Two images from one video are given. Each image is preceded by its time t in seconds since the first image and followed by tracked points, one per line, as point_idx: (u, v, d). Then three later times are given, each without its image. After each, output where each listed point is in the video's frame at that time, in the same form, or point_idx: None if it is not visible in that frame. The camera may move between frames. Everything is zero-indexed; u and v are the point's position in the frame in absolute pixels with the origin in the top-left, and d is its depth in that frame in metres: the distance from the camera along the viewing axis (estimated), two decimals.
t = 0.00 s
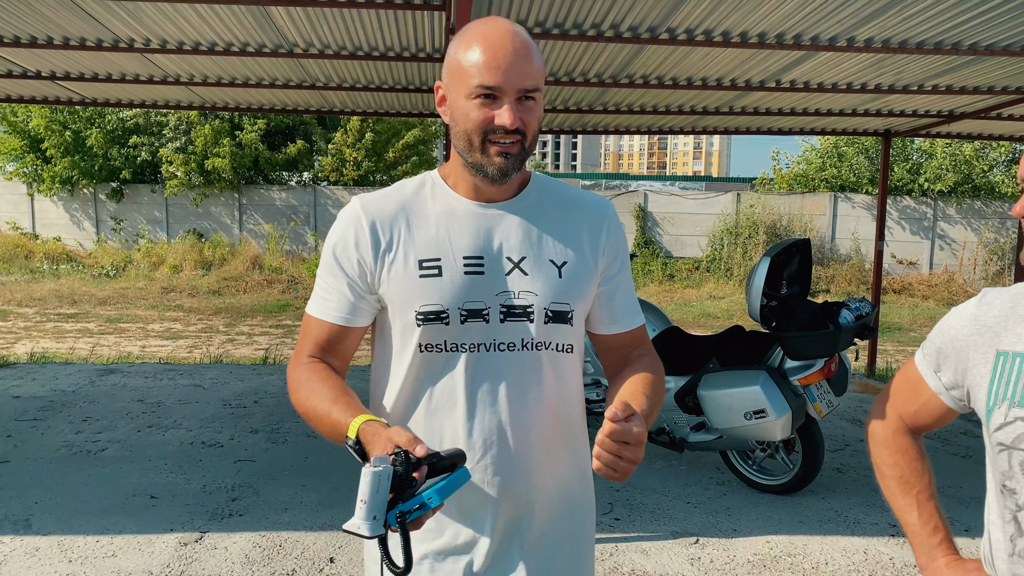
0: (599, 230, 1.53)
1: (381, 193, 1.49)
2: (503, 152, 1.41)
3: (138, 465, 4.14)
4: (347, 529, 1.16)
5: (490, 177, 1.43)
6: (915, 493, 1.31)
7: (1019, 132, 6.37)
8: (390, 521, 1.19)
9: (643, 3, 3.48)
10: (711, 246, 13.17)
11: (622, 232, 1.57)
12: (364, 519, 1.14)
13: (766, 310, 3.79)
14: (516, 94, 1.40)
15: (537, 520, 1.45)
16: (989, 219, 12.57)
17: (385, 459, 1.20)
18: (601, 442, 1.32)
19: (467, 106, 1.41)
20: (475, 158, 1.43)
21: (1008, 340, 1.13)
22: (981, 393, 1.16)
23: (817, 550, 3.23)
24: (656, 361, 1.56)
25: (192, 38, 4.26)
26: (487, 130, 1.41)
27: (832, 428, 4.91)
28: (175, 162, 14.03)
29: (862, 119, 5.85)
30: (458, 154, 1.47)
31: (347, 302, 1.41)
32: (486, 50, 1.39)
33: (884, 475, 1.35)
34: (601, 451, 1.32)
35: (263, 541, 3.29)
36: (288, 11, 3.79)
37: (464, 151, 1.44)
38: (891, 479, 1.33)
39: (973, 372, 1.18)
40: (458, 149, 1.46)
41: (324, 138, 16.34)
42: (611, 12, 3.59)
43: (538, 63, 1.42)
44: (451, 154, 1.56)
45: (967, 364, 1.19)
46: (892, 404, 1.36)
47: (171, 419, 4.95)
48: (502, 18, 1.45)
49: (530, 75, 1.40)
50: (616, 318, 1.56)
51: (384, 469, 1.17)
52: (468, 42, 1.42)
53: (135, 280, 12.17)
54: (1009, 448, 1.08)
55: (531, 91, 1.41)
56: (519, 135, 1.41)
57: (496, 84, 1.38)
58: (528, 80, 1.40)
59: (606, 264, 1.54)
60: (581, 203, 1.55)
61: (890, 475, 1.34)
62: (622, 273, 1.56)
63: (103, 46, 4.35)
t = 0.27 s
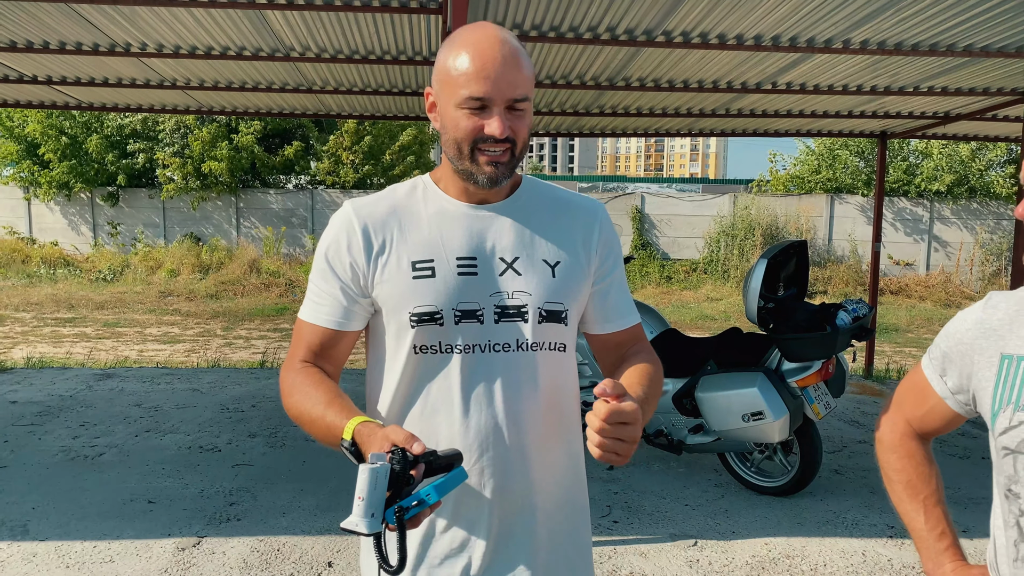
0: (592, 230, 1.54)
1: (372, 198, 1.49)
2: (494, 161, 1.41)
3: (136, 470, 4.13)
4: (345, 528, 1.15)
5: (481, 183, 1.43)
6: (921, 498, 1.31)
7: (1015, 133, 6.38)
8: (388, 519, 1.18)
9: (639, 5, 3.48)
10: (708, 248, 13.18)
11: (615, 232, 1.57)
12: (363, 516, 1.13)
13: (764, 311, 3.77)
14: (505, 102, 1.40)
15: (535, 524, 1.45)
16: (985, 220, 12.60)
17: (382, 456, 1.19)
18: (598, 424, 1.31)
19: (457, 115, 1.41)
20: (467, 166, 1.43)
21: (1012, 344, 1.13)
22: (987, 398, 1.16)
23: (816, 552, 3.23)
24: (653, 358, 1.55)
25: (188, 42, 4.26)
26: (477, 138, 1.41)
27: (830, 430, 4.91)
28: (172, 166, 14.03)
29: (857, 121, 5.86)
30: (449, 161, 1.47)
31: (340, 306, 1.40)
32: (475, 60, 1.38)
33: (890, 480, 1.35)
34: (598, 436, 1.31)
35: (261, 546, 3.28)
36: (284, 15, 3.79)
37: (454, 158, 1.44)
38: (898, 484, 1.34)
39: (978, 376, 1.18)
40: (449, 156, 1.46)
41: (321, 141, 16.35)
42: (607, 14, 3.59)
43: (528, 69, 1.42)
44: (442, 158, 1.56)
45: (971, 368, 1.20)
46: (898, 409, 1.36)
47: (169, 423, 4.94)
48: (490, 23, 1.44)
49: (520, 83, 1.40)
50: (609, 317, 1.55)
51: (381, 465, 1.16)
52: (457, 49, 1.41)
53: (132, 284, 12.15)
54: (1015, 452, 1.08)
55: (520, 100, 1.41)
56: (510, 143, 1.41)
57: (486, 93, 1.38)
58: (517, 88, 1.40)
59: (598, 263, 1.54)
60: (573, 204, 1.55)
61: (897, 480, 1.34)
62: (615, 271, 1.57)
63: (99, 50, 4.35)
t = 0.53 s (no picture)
0: (584, 233, 1.53)
1: (362, 205, 1.47)
2: (484, 157, 1.40)
3: (131, 477, 4.10)
4: (341, 544, 1.11)
5: (471, 183, 1.42)
6: (928, 508, 1.29)
7: (1009, 135, 6.40)
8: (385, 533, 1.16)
9: (635, 9, 3.47)
10: (704, 251, 13.19)
11: (607, 236, 1.57)
12: (360, 532, 1.10)
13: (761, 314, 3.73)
14: (494, 100, 1.38)
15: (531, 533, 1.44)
16: (981, 221, 12.62)
17: (378, 469, 1.16)
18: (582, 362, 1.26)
19: (445, 112, 1.39)
20: (457, 165, 1.41)
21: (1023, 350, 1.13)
22: (996, 405, 1.15)
23: (815, 556, 3.22)
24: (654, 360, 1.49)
25: (183, 47, 4.25)
26: (467, 136, 1.39)
27: (828, 433, 4.91)
28: (167, 170, 14.00)
29: (853, 123, 5.87)
30: (438, 162, 1.46)
31: (329, 316, 1.39)
32: (464, 57, 1.37)
33: (897, 489, 1.33)
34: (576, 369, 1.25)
35: (258, 553, 3.27)
36: (279, 20, 3.78)
37: (444, 157, 1.43)
38: (904, 493, 1.32)
39: (988, 383, 1.18)
40: (439, 156, 1.44)
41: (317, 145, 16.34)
42: (603, 18, 3.59)
43: (518, 68, 1.41)
44: (433, 161, 1.55)
45: (981, 375, 1.19)
46: (906, 417, 1.35)
47: (165, 429, 4.92)
48: (481, 23, 1.43)
49: (509, 82, 1.39)
50: (603, 314, 1.52)
51: (379, 478, 1.13)
52: (446, 47, 1.40)
53: (128, 289, 12.12)
54: None
55: (510, 98, 1.40)
56: (498, 142, 1.40)
57: (474, 90, 1.37)
58: (507, 85, 1.39)
59: (592, 267, 1.53)
60: (565, 208, 1.54)
61: (904, 489, 1.32)
62: (609, 274, 1.56)
63: (94, 55, 4.34)
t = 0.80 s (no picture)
0: (574, 235, 1.52)
1: (348, 209, 1.47)
2: (466, 153, 1.39)
3: (126, 482, 4.08)
4: (321, 553, 1.11)
5: (455, 181, 1.41)
6: (920, 514, 1.29)
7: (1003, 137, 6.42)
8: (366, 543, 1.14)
9: (629, 12, 3.47)
10: (700, 253, 13.20)
11: (601, 236, 1.54)
12: (339, 541, 1.09)
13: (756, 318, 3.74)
14: (474, 96, 1.37)
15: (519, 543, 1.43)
16: (976, 222, 12.65)
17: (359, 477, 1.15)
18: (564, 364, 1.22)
19: (427, 109, 1.39)
20: (440, 163, 1.41)
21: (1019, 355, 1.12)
22: (991, 410, 1.14)
23: (811, 559, 3.21)
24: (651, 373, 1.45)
25: (177, 51, 4.23)
26: (449, 134, 1.39)
27: (824, 435, 4.91)
28: (163, 174, 13.97)
29: (849, 126, 5.88)
30: (424, 161, 1.45)
31: (315, 322, 1.38)
32: (443, 53, 1.37)
33: (889, 494, 1.33)
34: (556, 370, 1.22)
35: (252, 558, 3.25)
36: (273, 23, 3.77)
37: (428, 156, 1.43)
38: (896, 499, 1.32)
39: (983, 388, 1.17)
40: (423, 155, 1.44)
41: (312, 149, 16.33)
42: (597, 22, 3.59)
43: (501, 64, 1.40)
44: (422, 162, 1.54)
45: (976, 380, 1.18)
46: (898, 422, 1.35)
47: (159, 435, 4.89)
48: (464, 20, 1.43)
49: (491, 77, 1.38)
50: (595, 318, 1.49)
51: (358, 486, 1.12)
52: (428, 45, 1.40)
53: (123, 293, 12.08)
54: (1021, 466, 1.07)
55: (491, 94, 1.38)
56: (480, 139, 1.39)
57: (455, 85, 1.36)
58: (489, 80, 1.37)
59: (583, 269, 1.51)
60: (554, 210, 1.53)
61: (896, 495, 1.32)
62: (603, 271, 1.53)
63: (87, 59, 4.32)
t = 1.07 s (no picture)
0: (569, 232, 1.53)
1: (342, 209, 1.48)
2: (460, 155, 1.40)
3: (123, 486, 4.07)
4: (304, 553, 1.11)
5: (449, 182, 1.42)
6: (908, 515, 1.30)
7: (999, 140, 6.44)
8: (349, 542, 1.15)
9: (626, 16, 3.49)
10: (697, 256, 13.22)
11: (598, 234, 1.55)
12: (322, 541, 1.09)
13: (754, 320, 3.77)
14: (469, 97, 1.38)
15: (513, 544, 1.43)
16: (972, 225, 12.68)
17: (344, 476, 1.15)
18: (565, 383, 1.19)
19: (422, 109, 1.40)
20: (434, 164, 1.42)
21: (1006, 356, 1.12)
22: (978, 411, 1.15)
23: (809, 562, 3.21)
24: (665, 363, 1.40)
25: (175, 55, 4.24)
26: (444, 135, 1.39)
27: (821, 438, 4.91)
28: (159, 178, 13.96)
29: (845, 129, 5.89)
30: (418, 161, 1.46)
31: (309, 320, 1.38)
32: (438, 53, 1.38)
33: (877, 495, 1.33)
34: (559, 389, 1.19)
35: (250, 562, 3.24)
36: (270, 27, 3.78)
37: (422, 157, 1.43)
38: (884, 499, 1.33)
39: (970, 389, 1.18)
40: (417, 155, 1.45)
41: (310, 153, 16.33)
42: (594, 25, 3.60)
43: (496, 64, 1.40)
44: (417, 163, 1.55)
45: (963, 381, 1.19)
46: (886, 423, 1.36)
47: (156, 438, 4.88)
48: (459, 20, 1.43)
49: (485, 77, 1.38)
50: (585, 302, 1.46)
51: (343, 485, 1.12)
52: (423, 45, 1.41)
53: (120, 297, 12.06)
54: (1008, 466, 1.08)
55: (486, 94, 1.39)
56: (473, 140, 1.40)
57: (450, 86, 1.37)
58: (483, 81, 1.38)
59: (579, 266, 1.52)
60: (548, 209, 1.53)
61: (883, 496, 1.33)
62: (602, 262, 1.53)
63: (85, 63, 4.32)
